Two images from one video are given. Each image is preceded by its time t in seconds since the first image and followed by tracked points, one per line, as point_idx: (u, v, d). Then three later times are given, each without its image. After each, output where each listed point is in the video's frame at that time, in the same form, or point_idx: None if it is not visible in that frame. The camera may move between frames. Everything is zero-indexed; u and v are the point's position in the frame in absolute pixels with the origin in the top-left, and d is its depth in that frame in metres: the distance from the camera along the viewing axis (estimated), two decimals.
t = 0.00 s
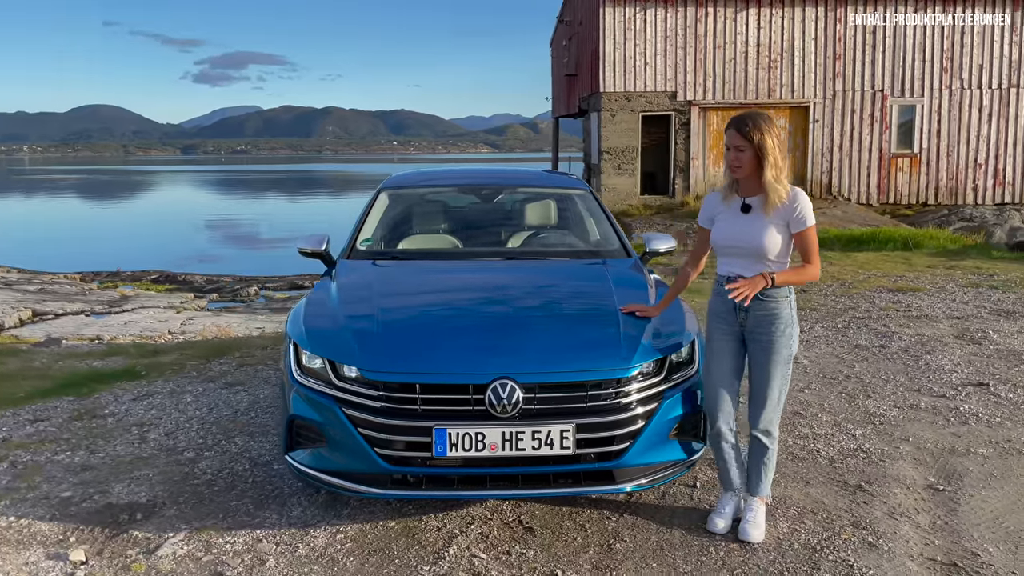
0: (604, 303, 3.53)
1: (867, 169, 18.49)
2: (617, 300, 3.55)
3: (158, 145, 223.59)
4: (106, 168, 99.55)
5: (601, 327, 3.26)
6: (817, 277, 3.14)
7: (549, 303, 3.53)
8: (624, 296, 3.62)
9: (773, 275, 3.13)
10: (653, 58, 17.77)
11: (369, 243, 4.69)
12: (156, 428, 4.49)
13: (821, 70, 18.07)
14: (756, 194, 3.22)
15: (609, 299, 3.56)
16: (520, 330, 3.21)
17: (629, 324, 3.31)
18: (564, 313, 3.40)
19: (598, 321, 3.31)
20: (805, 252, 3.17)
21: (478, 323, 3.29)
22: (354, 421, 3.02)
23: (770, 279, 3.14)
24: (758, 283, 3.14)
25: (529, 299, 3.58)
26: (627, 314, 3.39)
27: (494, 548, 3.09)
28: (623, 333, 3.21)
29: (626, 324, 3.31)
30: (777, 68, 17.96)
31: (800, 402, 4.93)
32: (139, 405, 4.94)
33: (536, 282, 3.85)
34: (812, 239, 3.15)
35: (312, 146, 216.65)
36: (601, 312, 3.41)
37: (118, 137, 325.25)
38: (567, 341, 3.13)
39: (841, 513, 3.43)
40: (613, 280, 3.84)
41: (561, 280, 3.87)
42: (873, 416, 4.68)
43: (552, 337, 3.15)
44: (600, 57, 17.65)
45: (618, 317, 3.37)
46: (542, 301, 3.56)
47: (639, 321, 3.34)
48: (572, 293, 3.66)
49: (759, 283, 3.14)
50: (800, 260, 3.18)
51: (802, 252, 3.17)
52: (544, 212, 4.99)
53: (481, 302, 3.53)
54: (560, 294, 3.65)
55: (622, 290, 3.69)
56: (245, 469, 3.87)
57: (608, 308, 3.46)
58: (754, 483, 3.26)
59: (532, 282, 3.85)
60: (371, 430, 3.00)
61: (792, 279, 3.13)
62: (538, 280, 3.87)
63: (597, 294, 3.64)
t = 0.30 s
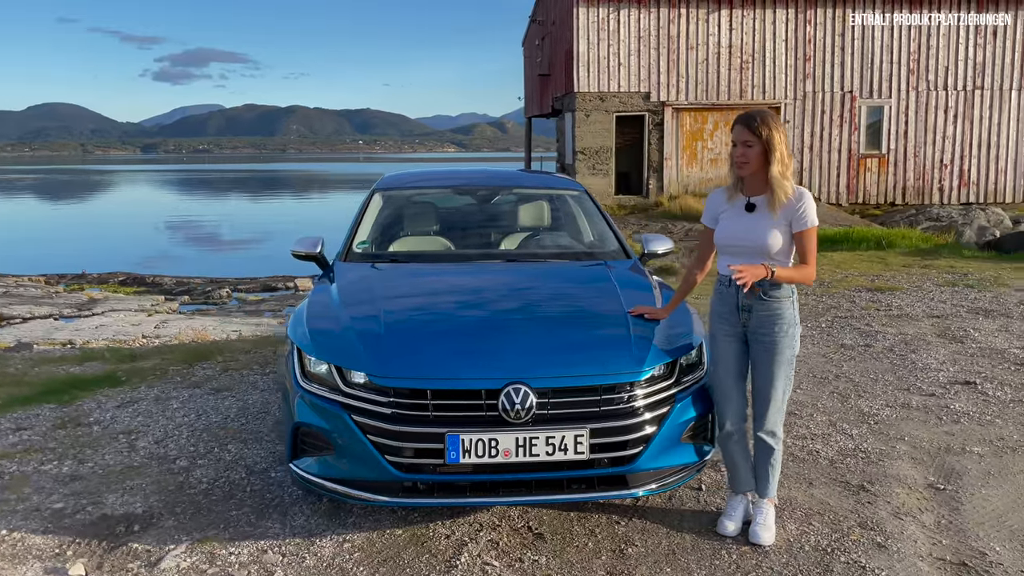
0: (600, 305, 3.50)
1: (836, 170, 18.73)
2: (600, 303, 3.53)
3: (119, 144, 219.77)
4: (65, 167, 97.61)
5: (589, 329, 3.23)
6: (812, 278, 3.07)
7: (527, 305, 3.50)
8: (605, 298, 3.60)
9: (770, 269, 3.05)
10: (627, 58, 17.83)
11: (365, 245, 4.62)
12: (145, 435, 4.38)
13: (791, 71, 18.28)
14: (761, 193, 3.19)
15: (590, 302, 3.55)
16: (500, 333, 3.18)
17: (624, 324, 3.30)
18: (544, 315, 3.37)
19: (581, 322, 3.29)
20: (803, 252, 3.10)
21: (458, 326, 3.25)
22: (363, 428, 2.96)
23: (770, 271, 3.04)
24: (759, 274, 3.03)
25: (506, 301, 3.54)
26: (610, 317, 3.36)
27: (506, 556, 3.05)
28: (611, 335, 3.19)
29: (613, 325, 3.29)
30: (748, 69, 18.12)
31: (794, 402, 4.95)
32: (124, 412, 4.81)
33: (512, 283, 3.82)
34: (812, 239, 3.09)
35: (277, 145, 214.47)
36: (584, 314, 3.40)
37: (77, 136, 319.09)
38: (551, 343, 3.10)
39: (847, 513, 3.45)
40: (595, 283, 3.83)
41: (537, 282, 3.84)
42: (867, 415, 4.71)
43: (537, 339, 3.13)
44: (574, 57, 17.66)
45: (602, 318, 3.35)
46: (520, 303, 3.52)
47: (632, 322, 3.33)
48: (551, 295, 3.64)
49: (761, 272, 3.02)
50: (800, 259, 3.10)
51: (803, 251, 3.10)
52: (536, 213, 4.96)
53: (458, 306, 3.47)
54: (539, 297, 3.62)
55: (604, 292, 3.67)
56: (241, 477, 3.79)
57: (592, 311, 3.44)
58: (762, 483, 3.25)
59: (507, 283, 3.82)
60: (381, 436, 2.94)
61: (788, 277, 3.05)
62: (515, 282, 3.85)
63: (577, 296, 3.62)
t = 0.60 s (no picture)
0: (594, 306, 3.51)
1: (806, 170, 18.98)
2: (582, 304, 3.54)
3: (80, 144, 215.88)
4: (24, 168, 95.60)
5: (577, 330, 3.23)
6: (811, 272, 3.02)
7: (506, 305, 3.49)
8: (582, 298, 3.60)
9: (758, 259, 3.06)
10: (601, 60, 17.89)
11: (364, 246, 4.57)
12: (138, 441, 4.30)
13: (763, 72, 18.48)
14: (763, 190, 3.15)
15: (569, 302, 3.55)
16: (485, 334, 3.15)
17: (617, 324, 3.30)
18: (524, 316, 3.36)
19: (564, 323, 3.29)
20: (803, 247, 3.06)
21: (440, 328, 3.21)
22: (376, 431, 2.93)
23: (754, 261, 3.07)
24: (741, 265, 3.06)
25: (486, 302, 3.52)
26: (592, 319, 3.35)
27: (518, 557, 3.05)
28: (600, 336, 3.19)
29: (599, 325, 3.29)
30: (721, 70, 18.28)
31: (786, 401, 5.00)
32: (113, 417, 4.72)
33: (489, 283, 3.80)
34: (813, 235, 3.05)
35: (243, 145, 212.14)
36: (565, 314, 3.40)
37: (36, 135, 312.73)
38: (536, 345, 3.08)
39: (849, 509, 3.49)
40: (574, 284, 3.83)
41: (518, 283, 3.82)
42: (858, 413, 4.79)
43: (523, 340, 3.11)
44: (548, 58, 17.66)
45: (583, 319, 3.35)
46: (499, 303, 3.50)
47: (624, 321, 3.34)
48: (531, 296, 3.63)
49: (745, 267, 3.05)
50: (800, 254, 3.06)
51: (804, 246, 3.05)
52: (530, 213, 4.96)
53: (443, 308, 3.43)
54: (519, 297, 3.60)
55: (583, 293, 3.68)
56: (242, 482, 3.74)
57: (575, 312, 3.43)
58: (768, 481, 3.27)
59: (484, 283, 3.80)
60: (393, 440, 2.91)
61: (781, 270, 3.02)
62: (492, 282, 3.83)
63: (555, 296, 3.62)
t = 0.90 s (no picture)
0: (576, 302, 3.53)
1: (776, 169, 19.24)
2: (560, 300, 3.56)
3: (36, 143, 211.16)
4: None
5: (564, 325, 3.24)
6: (816, 266, 3.07)
7: (485, 303, 3.48)
8: (559, 295, 3.63)
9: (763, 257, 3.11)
10: (574, 59, 17.95)
11: (365, 245, 4.55)
12: (134, 442, 4.25)
13: (733, 73, 18.69)
14: (767, 187, 3.22)
15: (547, 298, 3.58)
16: (467, 331, 3.15)
17: (603, 318, 3.34)
18: (506, 313, 3.36)
19: (548, 319, 3.30)
20: (808, 242, 3.12)
21: (425, 325, 3.21)
22: (391, 427, 2.94)
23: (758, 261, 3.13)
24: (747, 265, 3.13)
25: (466, 299, 3.51)
26: (575, 314, 3.37)
27: (532, 551, 3.07)
28: (587, 331, 3.21)
29: (584, 320, 3.32)
30: (692, 70, 18.46)
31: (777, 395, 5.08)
32: (105, 419, 4.65)
33: (465, 281, 3.81)
34: (817, 229, 3.11)
35: (206, 145, 209.50)
36: (547, 310, 3.42)
37: None
38: (522, 342, 3.08)
39: (849, 499, 3.57)
40: (550, 280, 3.86)
41: (495, 280, 3.83)
42: (847, 405, 4.89)
43: (512, 336, 3.12)
44: (522, 58, 17.67)
45: (565, 315, 3.37)
46: (479, 301, 3.50)
47: (610, 315, 3.38)
48: (509, 293, 3.64)
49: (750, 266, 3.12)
50: (806, 248, 3.12)
51: (810, 240, 3.12)
52: (523, 211, 4.98)
53: (430, 304, 3.43)
54: (495, 294, 3.62)
55: (559, 289, 3.71)
56: (246, 481, 3.71)
57: (556, 308, 3.45)
58: (772, 472, 3.34)
59: (460, 282, 3.81)
60: (409, 435, 2.92)
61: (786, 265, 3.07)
62: (467, 280, 3.84)
63: (532, 293, 3.65)
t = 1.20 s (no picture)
0: (553, 302, 3.60)
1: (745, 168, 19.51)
2: (537, 300, 3.61)
3: None
4: None
5: (544, 324, 3.28)
6: (820, 266, 3.19)
7: (464, 304, 3.51)
8: (535, 295, 3.69)
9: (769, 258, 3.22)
10: (547, 59, 18.03)
11: (367, 246, 4.55)
12: (133, 445, 4.22)
13: (703, 73, 18.91)
14: (773, 188, 3.33)
15: (526, 298, 3.63)
16: (449, 333, 3.18)
17: (582, 318, 3.38)
18: (486, 313, 3.39)
19: (529, 319, 3.34)
20: (813, 242, 3.24)
21: (410, 327, 3.25)
22: (409, 427, 2.97)
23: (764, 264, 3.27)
24: (753, 266, 3.27)
25: (445, 301, 3.55)
26: (553, 314, 3.42)
27: (548, 547, 3.11)
28: (567, 330, 3.24)
29: (563, 320, 3.36)
30: (663, 70, 18.65)
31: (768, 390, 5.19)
32: (100, 423, 4.60)
33: (443, 283, 3.85)
34: (821, 230, 3.23)
35: (167, 144, 206.26)
36: (526, 310, 3.46)
37: None
38: (502, 343, 3.10)
39: (848, 490, 3.68)
40: (524, 281, 3.92)
41: (472, 282, 3.87)
42: (836, 399, 5.00)
43: (494, 335, 3.15)
44: (495, 57, 17.70)
45: (542, 314, 3.41)
46: (459, 303, 3.54)
47: (588, 315, 3.42)
48: (486, 293, 3.69)
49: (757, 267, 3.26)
50: (810, 247, 3.24)
51: (813, 240, 3.24)
52: (517, 211, 5.01)
53: (419, 306, 3.48)
54: (473, 295, 3.66)
55: (535, 289, 3.77)
56: (253, 483, 3.71)
57: (533, 308, 3.49)
58: (776, 466, 3.43)
59: (438, 283, 3.85)
60: (427, 434, 2.95)
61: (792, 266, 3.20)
62: (444, 281, 3.88)
63: (509, 293, 3.69)
